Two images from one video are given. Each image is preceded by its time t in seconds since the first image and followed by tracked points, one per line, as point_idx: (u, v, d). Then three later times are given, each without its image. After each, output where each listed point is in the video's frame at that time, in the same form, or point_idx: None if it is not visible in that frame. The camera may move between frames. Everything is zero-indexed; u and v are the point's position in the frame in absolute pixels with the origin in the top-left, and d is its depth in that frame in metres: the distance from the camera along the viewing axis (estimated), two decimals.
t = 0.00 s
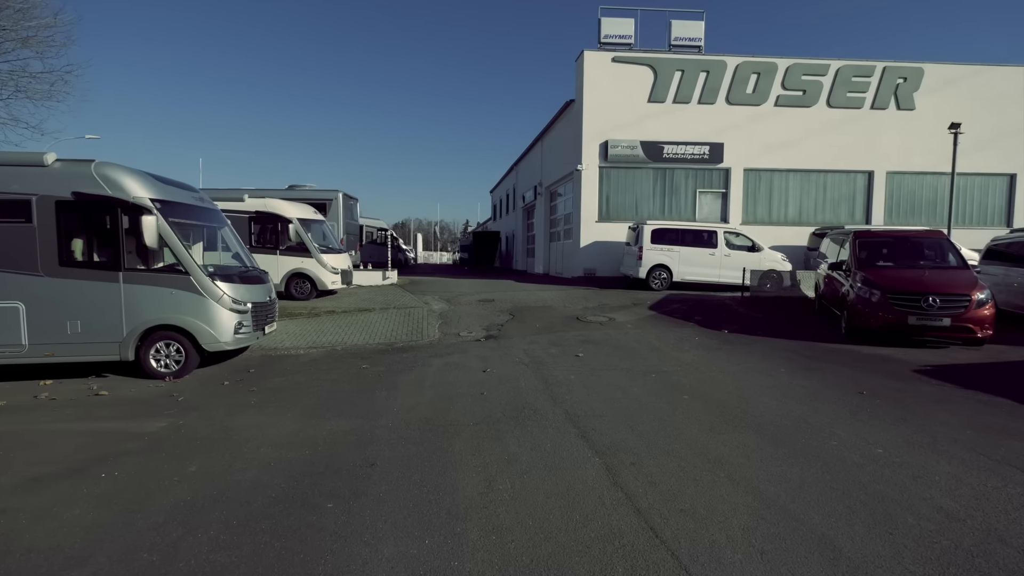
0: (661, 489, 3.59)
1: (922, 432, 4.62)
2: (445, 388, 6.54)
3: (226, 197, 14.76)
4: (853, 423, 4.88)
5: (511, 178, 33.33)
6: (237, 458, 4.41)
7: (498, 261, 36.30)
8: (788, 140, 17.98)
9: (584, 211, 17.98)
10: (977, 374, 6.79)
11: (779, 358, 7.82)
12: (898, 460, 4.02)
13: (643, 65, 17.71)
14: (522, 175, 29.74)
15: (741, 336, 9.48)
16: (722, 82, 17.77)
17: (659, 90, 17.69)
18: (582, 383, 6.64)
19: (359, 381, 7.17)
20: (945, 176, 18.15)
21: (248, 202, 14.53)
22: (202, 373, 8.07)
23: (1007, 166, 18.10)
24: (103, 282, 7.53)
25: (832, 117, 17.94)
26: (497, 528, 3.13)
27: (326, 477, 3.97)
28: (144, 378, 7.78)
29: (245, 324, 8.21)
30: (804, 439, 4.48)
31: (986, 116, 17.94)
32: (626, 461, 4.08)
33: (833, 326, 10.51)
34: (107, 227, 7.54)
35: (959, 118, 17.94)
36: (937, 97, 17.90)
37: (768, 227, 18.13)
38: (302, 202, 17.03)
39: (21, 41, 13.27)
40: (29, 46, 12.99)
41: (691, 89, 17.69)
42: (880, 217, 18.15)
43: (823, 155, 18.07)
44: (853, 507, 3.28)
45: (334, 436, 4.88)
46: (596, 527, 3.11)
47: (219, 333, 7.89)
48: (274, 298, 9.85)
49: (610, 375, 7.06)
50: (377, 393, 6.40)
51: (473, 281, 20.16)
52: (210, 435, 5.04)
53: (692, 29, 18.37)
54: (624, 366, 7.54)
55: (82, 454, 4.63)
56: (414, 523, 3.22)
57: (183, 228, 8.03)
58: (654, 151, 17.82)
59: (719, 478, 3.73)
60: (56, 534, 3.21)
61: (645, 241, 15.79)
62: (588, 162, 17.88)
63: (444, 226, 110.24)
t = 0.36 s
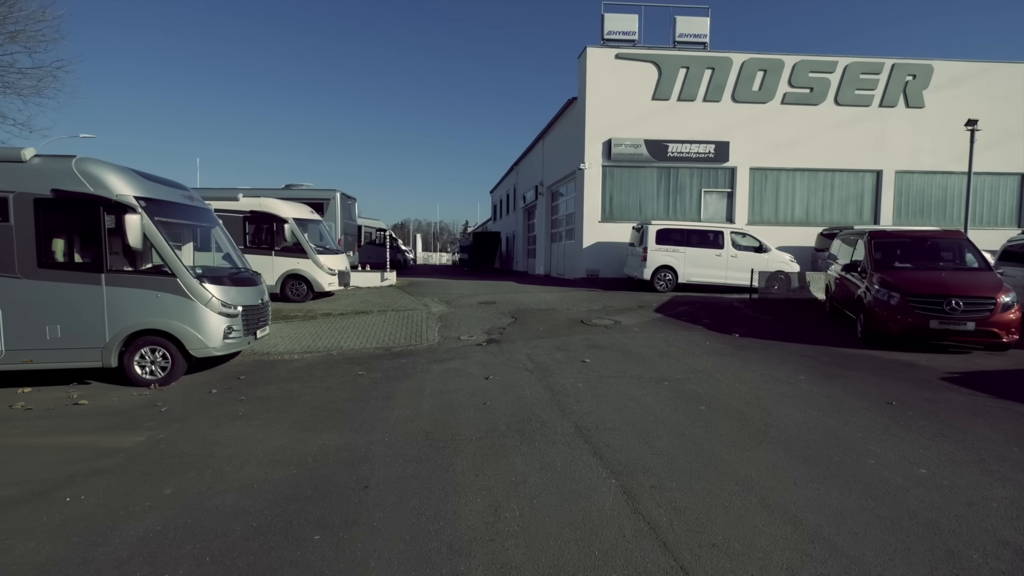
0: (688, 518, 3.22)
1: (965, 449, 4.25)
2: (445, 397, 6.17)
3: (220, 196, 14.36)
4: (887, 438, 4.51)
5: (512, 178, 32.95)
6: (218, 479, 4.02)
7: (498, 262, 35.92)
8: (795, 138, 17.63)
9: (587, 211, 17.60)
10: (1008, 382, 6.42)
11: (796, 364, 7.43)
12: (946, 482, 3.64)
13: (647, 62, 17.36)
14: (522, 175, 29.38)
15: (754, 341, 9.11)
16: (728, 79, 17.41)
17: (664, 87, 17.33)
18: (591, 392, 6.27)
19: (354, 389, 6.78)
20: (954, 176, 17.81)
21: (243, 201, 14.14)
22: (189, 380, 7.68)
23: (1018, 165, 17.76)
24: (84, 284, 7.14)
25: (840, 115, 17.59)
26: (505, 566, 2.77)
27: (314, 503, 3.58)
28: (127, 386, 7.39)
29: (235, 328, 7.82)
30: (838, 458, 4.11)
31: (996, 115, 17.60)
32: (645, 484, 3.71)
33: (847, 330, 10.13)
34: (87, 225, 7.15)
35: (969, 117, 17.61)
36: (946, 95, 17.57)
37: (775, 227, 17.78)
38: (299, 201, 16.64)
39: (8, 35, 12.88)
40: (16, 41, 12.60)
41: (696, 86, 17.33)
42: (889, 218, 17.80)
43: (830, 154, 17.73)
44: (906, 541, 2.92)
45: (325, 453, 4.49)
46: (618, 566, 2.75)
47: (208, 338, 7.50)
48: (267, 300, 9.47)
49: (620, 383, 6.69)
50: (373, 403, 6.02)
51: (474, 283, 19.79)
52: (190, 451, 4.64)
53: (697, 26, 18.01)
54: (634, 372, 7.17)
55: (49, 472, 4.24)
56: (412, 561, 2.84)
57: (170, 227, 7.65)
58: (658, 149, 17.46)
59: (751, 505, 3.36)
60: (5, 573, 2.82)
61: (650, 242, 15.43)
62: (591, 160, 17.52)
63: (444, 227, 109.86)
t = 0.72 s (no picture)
0: (722, 560, 2.83)
1: (1015, 471, 3.88)
2: (444, 409, 5.79)
3: (212, 196, 13.96)
4: (927, 459, 4.13)
5: (511, 179, 32.57)
6: (192, 509, 3.63)
7: (498, 263, 35.54)
8: (801, 138, 17.30)
9: (589, 211, 17.24)
10: None
11: (814, 373, 7.06)
12: (1003, 513, 3.27)
13: (650, 59, 16.99)
14: (522, 175, 29.02)
15: (766, 347, 8.74)
16: (732, 77, 17.05)
17: (667, 85, 16.96)
18: (600, 404, 5.89)
19: (348, 400, 6.39)
20: (963, 176, 17.49)
21: (236, 201, 13.74)
22: (174, 389, 7.27)
23: None
24: (60, 289, 6.74)
25: (847, 114, 17.25)
26: None
27: (298, 539, 3.19)
28: (107, 396, 6.98)
29: (222, 334, 7.39)
30: (878, 483, 3.73)
31: (1005, 114, 17.29)
32: (667, 515, 3.34)
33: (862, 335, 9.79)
34: (65, 226, 6.75)
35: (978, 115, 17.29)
36: (955, 94, 17.24)
37: (780, 228, 17.45)
38: (294, 201, 16.23)
39: None
40: None
41: (700, 85, 16.97)
42: (896, 218, 17.48)
43: (836, 154, 17.40)
44: None
45: (313, 477, 4.10)
46: None
47: (193, 345, 7.09)
48: (258, 304, 9.04)
49: (630, 393, 6.31)
50: (367, 417, 5.62)
51: (474, 284, 19.42)
52: (165, 474, 4.25)
53: (701, 23, 17.65)
54: (644, 381, 6.79)
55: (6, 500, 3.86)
56: None
57: (154, 227, 7.24)
58: (662, 149, 17.09)
59: (791, 543, 2.97)
60: None
61: (654, 243, 15.07)
62: (593, 160, 17.15)
63: (442, 227, 109.53)
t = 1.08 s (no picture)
0: None
1: None
2: (447, 419, 5.41)
3: (206, 195, 13.56)
4: (980, 478, 3.76)
5: (512, 179, 32.21)
6: (166, 537, 3.24)
7: (499, 264, 35.19)
8: (809, 136, 16.96)
9: (593, 211, 16.87)
10: None
11: (838, 379, 6.67)
12: None
13: (655, 56, 16.64)
14: (523, 175, 28.67)
15: (782, 352, 8.37)
16: (739, 74, 16.71)
17: (673, 82, 16.62)
18: (613, 413, 5.51)
19: (344, 409, 5.99)
20: (974, 175, 17.16)
21: (231, 200, 13.35)
22: (160, 396, 6.88)
23: None
24: (39, 290, 6.35)
25: (856, 112, 16.91)
26: None
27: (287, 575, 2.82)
28: (89, 404, 6.58)
29: (211, 338, 6.99)
30: (933, 507, 3.35)
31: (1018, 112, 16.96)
32: (701, 546, 2.98)
33: (881, 338, 9.43)
34: (44, 223, 6.37)
35: (989, 113, 16.96)
36: (966, 91, 16.91)
37: (788, 229, 17.09)
38: (291, 201, 15.83)
39: None
40: None
41: (706, 82, 16.62)
42: (906, 218, 17.13)
43: (845, 152, 17.05)
44: None
45: (304, 499, 3.71)
46: None
47: (180, 350, 6.69)
48: (251, 306, 8.64)
49: (644, 401, 5.93)
50: (364, 427, 5.24)
51: (475, 286, 19.04)
52: (141, 494, 3.87)
53: (707, 19, 17.32)
54: (657, 388, 6.41)
55: None
56: None
57: (138, 225, 6.86)
58: (667, 147, 16.73)
59: None
60: None
61: (660, 243, 14.70)
62: (596, 159, 16.79)
63: (442, 229, 109.17)
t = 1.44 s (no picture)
0: None
1: None
2: (450, 434, 5.01)
3: (200, 194, 13.16)
4: None
5: (513, 180, 31.82)
6: None
7: (500, 266, 34.81)
8: (818, 135, 16.60)
9: (597, 212, 16.50)
10: None
11: (864, 388, 6.29)
12: None
13: (661, 53, 16.29)
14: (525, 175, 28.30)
15: (801, 358, 7.97)
16: (746, 71, 16.36)
17: (679, 80, 16.26)
18: (629, 426, 5.13)
19: (338, 422, 5.59)
20: (986, 175, 16.82)
21: (225, 200, 12.95)
22: (145, 407, 6.48)
23: None
24: (14, 295, 5.96)
25: (865, 110, 16.56)
26: None
27: None
28: (67, 416, 6.17)
29: (199, 346, 6.58)
30: (1003, 545, 2.98)
31: None
32: None
33: (902, 344, 9.08)
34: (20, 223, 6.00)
35: (1002, 112, 16.62)
36: (978, 89, 16.56)
37: (796, 230, 16.73)
38: (288, 201, 15.45)
39: None
40: None
41: (712, 80, 16.27)
42: (917, 219, 16.78)
43: (854, 151, 16.70)
44: None
45: (292, 531, 3.31)
46: None
47: (165, 358, 6.28)
48: (243, 311, 8.23)
49: (661, 414, 5.53)
50: (361, 444, 4.84)
51: (476, 288, 18.65)
52: (110, 525, 3.47)
53: (713, 16, 16.97)
54: (674, 399, 6.01)
55: None
56: None
57: (119, 224, 6.46)
58: (673, 146, 16.36)
59: None
60: None
61: (667, 245, 14.33)
62: (601, 158, 16.42)
63: (442, 230, 108.79)
